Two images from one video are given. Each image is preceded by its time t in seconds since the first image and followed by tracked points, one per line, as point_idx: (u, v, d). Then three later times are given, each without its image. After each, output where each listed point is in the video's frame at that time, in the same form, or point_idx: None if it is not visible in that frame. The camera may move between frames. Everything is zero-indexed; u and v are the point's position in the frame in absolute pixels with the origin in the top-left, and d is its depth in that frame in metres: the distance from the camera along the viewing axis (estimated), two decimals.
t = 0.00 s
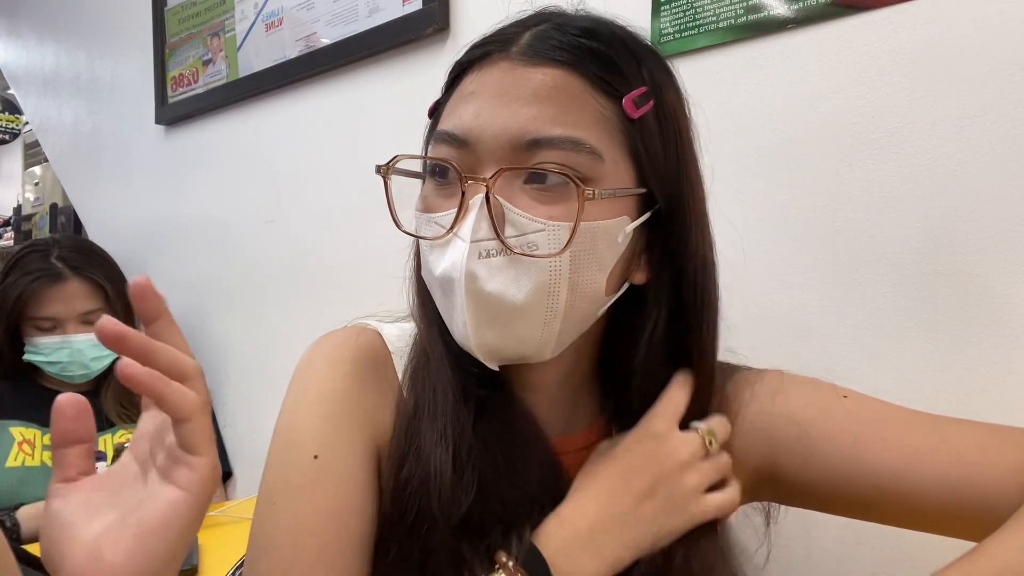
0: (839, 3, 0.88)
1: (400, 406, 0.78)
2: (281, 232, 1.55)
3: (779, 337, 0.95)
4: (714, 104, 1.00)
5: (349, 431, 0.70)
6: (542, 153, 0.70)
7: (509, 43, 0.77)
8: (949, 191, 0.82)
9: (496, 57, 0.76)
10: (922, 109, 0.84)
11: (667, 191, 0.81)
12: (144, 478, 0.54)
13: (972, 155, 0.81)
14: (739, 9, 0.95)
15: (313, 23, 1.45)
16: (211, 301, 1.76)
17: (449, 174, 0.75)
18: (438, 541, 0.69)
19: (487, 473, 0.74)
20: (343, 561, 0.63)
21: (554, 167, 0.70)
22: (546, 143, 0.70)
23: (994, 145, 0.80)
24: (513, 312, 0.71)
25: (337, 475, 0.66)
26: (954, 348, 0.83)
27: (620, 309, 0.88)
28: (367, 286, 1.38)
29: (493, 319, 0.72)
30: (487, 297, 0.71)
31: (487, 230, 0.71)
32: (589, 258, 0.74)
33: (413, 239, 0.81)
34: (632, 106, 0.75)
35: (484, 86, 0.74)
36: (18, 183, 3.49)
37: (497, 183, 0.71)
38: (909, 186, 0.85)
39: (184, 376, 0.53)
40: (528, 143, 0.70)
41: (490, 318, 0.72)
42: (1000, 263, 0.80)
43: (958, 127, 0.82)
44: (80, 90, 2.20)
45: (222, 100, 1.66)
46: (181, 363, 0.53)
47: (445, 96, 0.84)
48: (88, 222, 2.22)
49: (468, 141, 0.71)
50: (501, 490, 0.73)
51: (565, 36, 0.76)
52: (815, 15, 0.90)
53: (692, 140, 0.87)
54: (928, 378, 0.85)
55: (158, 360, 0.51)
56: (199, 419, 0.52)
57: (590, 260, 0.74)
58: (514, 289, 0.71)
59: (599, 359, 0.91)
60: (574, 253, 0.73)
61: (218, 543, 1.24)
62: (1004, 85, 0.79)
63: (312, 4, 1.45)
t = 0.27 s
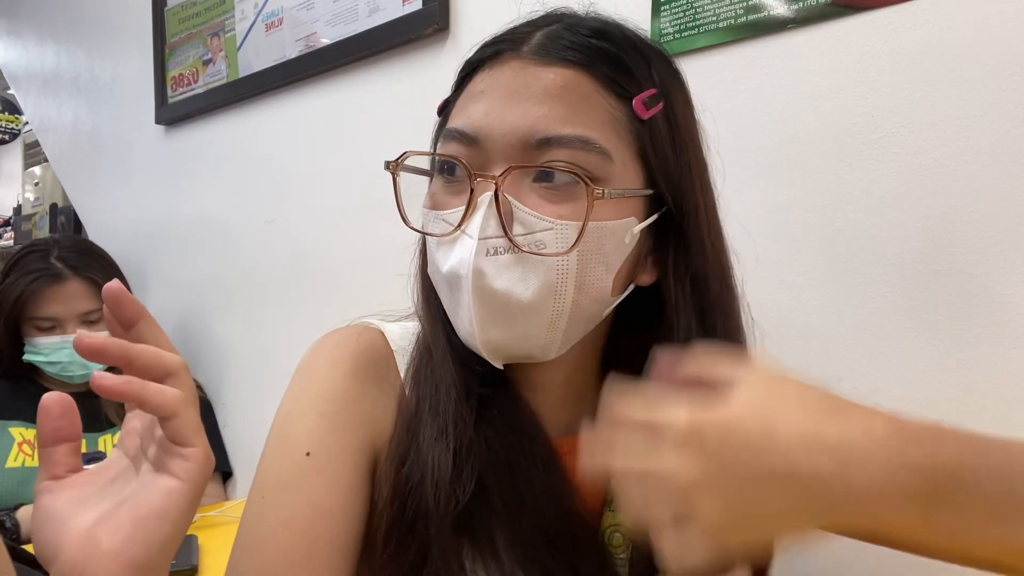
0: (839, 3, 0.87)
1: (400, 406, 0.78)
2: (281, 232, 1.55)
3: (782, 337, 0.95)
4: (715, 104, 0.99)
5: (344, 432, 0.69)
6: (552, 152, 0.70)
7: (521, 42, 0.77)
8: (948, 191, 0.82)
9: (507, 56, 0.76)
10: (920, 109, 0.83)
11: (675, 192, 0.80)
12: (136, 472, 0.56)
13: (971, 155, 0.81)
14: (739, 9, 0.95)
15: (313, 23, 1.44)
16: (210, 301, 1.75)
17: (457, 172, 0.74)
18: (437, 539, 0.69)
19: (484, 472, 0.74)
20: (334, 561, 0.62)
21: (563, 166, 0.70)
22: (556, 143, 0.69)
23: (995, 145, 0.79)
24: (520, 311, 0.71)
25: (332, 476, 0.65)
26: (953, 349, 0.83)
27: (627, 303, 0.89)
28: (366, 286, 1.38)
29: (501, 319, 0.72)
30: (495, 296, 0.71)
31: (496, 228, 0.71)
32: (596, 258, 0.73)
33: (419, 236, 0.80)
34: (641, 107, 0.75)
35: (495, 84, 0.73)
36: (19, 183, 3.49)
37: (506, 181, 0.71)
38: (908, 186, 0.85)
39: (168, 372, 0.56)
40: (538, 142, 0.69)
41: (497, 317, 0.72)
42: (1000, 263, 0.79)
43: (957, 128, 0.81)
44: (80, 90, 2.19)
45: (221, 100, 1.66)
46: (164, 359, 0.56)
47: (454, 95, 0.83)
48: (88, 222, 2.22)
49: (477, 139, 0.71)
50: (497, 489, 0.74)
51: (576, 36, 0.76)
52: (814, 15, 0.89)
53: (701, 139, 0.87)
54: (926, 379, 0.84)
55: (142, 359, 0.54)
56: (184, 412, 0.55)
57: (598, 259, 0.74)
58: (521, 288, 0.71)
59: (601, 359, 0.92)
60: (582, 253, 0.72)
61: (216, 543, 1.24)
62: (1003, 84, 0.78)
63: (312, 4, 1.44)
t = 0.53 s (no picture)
0: (839, 3, 0.87)
1: (399, 407, 0.77)
2: (280, 232, 1.55)
3: (784, 337, 0.94)
4: (715, 104, 0.99)
5: (345, 432, 0.69)
6: (554, 151, 0.69)
7: (523, 40, 0.76)
8: (947, 192, 0.82)
9: (510, 54, 0.75)
10: (920, 109, 0.83)
11: (676, 192, 0.80)
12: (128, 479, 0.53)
13: (971, 155, 0.80)
14: (739, 9, 0.94)
15: (313, 23, 1.44)
16: (210, 301, 1.75)
17: (459, 170, 0.74)
18: (435, 540, 0.68)
19: (484, 469, 0.74)
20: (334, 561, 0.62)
21: (565, 165, 0.69)
22: (558, 142, 0.69)
23: (995, 146, 0.79)
24: (521, 311, 0.70)
25: (332, 477, 0.65)
26: (953, 350, 0.82)
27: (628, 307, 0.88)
28: (366, 286, 1.38)
29: (502, 318, 0.71)
30: (495, 294, 0.70)
31: (497, 226, 0.70)
32: (597, 257, 0.73)
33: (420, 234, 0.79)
34: (644, 107, 0.75)
35: (497, 82, 0.73)
36: (19, 183, 3.48)
37: (507, 179, 0.70)
38: (907, 186, 0.84)
39: (151, 376, 0.52)
40: (539, 141, 0.69)
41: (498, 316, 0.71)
42: (1001, 263, 0.79)
43: (956, 128, 0.81)
44: (80, 90, 2.19)
45: (220, 101, 1.65)
46: (147, 363, 0.52)
47: (457, 93, 0.83)
48: (88, 223, 2.21)
49: (479, 137, 0.71)
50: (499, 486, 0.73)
51: (579, 34, 0.75)
52: (815, 15, 0.89)
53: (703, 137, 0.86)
54: (927, 381, 0.84)
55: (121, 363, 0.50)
56: (170, 418, 0.51)
57: (599, 259, 0.73)
58: (522, 286, 0.70)
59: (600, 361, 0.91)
60: (583, 252, 0.72)
61: (216, 543, 1.23)
62: (1003, 84, 0.78)
63: (312, 3, 1.44)
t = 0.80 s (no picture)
0: (839, 3, 0.87)
1: (401, 406, 0.77)
2: (280, 232, 1.54)
3: (787, 337, 0.94)
4: (715, 104, 0.98)
5: (345, 431, 0.68)
6: (560, 148, 0.69)
7: (532, 39, 0.76)
8: (947, 191, 0.81)
9: (518, 53, 0.75)
10: (920, 109, 0.83)
11: (678, 192, 0.80)
12: (127, 485, 0.52)
13: (971, 154, 0.80)
14: (739, 9, 0.94)
15: (313, 23, 1.44)
16: (210, 302, 1.74)
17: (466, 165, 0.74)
18: (437, 534, 0.67)
19: (485, 466, 0.74)
20: (331, 558, 0.62)
21: (571, 161, 0.69)
22: (564, 138, 0.69)
23: (995, 145, 0.78)
24: (524, 306, 0.70)
25: (331, 475, 0.64)
26: (953, 352, 0.82)
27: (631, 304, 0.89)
28: (366, 287, 1.37)
29: (505, 313, 0.71)
30: (499, 289, 0.70)
31: (502, 220, 0.70)
32: (601, 254, 0.72)
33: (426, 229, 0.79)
34: (650, 107, 0.75)
35: (505, 80, 0.73)
36: (20, 183, 3.48)
37: (513, 174, 0.70)
38: (907, 186, 0.84)
39: (145, 383, 0.51)
40: (546, 138, 0.69)
41: (502, 311, 0.71)
42: (1002, 263, 0.79)
43: (956, 128, 0.80)
44: (79, 90, 2.18)
45: (220, 101, 1.65)
46: (140, 368, 0.51)
47: (464, 92, 0.83)
48: (88, 223, 2.21)
49: (487, 133, 0.71)
50: (501, 482, 0.73)
51: (587, 35, 0.75)
52: (814, 15, 0.88)
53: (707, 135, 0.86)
54: (926, 382, 0.84)
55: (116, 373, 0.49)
56: (164, 424, 0.50)
57: (603, 255, 0.73)
58: (526, 281, 0.70)
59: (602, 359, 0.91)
60: (587, 247, 0.71)
61: (216, 543, 1.23)
62: (1002, 84, 0.78)
63: (311, 3, 1.43)
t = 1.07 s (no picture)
0: (839, 3, 0.87)
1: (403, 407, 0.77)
2: (280, 232, 1.54)
3: (788, 336, 0.93)
4: (716, 103, 0.98)
5: (347, 431, 0.68)
6: (565, 146, 0.69)
7: (540, 39, 0.76)
8: (946, 192, 0.81)
9: (526, 52, 0.75)
10: (920, 109, 0.83)
11: (680, 194, 0.80)
12: (150, 506, 0.47)
13: (971, 155, 0.80)
14: (739, 9, 0.94)
15: (313, 23, 1.44)
16: (210, 302, 1.74)
17: (472, 162, 0.74)
18: (439, 531, 0.67)
19: (489, 462, 0.74)
20: (333, 557, 0.61)
21: (576, 160, 0.69)
22: (571, 138, 0.69)
23: (995, 145, 0.78)
24: (527, 302, 0.70)
25: (334, 473, 0.64)
26: (953, 353, 0.82)
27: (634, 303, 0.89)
28: (366, 287, 1.37)
29: (509, 311, 0.71)
30: (503, 287, 0.70)
31: (506, 217, 0.70)
32: (603, 252, 0.73)
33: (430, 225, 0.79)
34: (655, 108, 0.75)
35: (512, 78, 0.73)
36: (20, 183, 3.49)
37: (518, 171, 0.70)
38: (906, 186, 0.84)
39: (173, 409, 0.46)
40: (552, 136, 0.69)
41: (506, 308, 0.70)
42: (1002, 263, 0.79)
43: (956, 128, 0.80)
44: (80, 90, 2.18)
45: (220, 101, 1.65)
46: (168, 393, 0.45)
47: (470, 92, 0.83)
48: (88, 223, 2.21)
49: (493, 131, 0.71)
50: (504, 477, 0.73)
51: (594, 35, 0.75)
52: (815, 15, 0.88)
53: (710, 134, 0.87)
54: (925, 383, 0.84)
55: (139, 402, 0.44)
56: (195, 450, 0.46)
57: (604, 254, 0.73)
58: (530, 279, 0.70)
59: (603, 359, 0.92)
60: (590, 245, 0.71)
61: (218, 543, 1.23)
62: (1002, 84, 0.78)
63: (312, 3, 1.43)
